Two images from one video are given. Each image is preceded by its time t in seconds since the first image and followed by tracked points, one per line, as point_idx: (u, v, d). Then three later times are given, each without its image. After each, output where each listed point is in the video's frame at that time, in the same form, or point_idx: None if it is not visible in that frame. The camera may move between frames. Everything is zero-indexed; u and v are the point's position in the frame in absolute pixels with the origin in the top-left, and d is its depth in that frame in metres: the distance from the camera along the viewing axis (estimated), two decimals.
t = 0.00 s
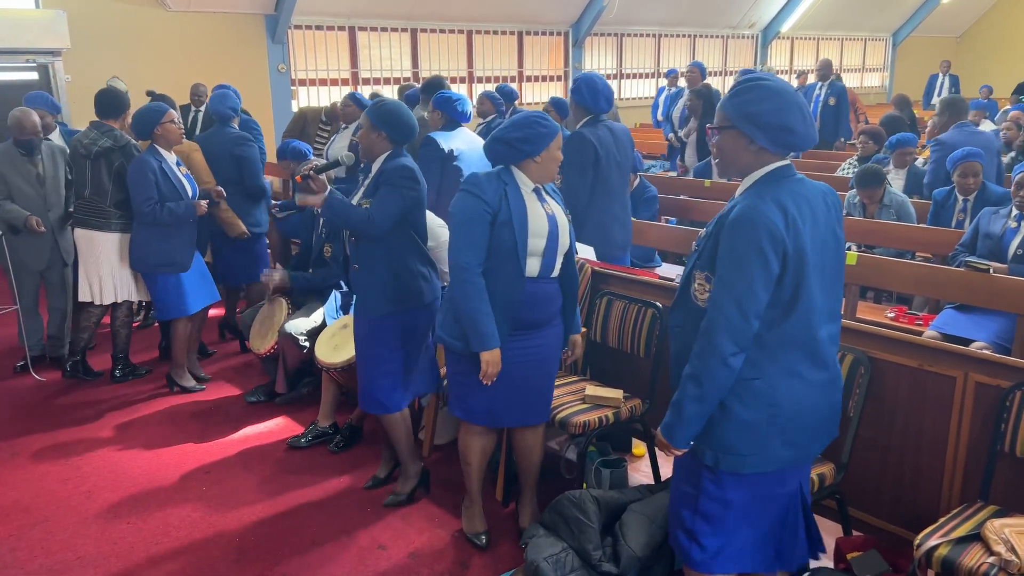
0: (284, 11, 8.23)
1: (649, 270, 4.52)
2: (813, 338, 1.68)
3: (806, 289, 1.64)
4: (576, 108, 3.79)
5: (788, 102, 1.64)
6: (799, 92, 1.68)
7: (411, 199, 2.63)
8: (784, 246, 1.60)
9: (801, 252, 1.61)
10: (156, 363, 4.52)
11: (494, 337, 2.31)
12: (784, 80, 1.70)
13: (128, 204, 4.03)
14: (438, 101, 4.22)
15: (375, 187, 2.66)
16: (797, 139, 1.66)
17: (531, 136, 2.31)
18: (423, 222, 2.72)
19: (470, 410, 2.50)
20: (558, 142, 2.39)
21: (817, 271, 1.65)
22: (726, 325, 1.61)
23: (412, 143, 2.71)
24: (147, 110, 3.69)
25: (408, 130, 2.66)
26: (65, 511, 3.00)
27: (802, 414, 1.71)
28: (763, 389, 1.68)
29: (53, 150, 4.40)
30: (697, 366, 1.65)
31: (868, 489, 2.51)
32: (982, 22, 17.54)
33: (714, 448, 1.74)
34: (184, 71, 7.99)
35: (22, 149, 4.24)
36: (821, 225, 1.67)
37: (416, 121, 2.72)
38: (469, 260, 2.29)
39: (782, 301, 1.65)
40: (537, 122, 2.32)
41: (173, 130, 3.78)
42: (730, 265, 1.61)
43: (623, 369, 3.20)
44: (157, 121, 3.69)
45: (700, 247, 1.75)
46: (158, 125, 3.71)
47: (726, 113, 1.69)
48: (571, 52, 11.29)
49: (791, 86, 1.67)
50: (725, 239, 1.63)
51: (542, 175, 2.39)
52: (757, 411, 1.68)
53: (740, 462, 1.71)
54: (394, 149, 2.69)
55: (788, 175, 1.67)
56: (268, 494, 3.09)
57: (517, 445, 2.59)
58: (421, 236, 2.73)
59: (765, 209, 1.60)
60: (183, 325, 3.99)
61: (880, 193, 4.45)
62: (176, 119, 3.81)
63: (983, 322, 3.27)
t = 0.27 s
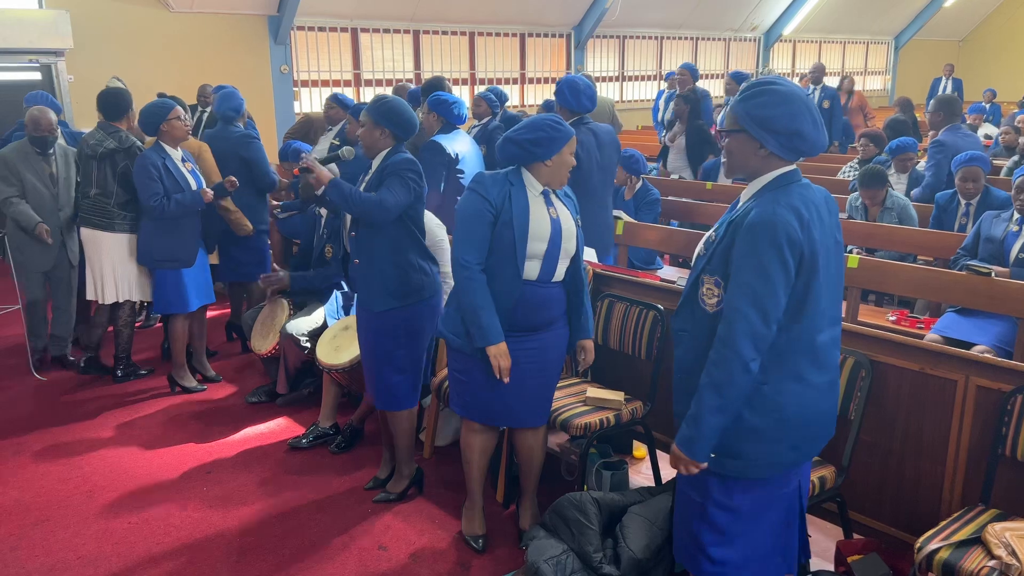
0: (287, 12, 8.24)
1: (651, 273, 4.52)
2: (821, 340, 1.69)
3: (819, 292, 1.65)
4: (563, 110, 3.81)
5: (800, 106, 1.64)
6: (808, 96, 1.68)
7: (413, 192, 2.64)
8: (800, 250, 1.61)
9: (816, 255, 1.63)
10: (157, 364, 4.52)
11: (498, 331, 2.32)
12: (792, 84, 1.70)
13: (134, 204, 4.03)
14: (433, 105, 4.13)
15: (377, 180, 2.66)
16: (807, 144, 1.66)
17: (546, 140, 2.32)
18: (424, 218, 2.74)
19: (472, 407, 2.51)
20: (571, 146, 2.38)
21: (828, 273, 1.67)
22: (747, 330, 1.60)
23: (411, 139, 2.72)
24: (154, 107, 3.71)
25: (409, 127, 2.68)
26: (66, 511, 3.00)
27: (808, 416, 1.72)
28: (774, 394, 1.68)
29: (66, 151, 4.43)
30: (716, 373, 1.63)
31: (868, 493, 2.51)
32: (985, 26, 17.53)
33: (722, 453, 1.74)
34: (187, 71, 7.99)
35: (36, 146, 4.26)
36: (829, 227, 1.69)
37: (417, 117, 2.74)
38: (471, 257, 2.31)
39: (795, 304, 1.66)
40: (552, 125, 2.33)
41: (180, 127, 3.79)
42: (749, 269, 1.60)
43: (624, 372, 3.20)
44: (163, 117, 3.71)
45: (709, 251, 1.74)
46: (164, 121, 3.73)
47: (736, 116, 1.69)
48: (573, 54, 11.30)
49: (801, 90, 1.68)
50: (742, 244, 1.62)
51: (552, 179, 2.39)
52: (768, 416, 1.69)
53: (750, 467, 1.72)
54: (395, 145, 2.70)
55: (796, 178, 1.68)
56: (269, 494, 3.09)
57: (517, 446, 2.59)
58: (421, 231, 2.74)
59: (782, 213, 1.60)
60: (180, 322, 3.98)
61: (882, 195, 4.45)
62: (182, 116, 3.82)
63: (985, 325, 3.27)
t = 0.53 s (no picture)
0: (291, 14, 8.25)
1: (654, 275, 4.53)
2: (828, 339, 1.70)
3: (827, 289, 1.66)
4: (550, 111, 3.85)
5: (794, 105, 1.65)
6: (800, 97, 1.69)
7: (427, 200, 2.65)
8: (809, 249, 1.61)
9: (823, 252, 1.63)
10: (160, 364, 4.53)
11: (481, 334, 2.33)
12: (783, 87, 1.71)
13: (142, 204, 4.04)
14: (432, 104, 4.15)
15: (389, 188, 2.66)
16: (804, 142, 1.66)
17: (553, 146, 2.31)
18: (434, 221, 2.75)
19: (472, 409, 2.51)
20: (578, 151, 2.38)
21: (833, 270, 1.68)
22: (765, 333, 1.59)
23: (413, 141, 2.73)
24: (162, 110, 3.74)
25: (408, 129, 2.68)
26: (69, 510, 3.00)
27: (819, 418, 1.72)
28: (789, 399, 1.67)
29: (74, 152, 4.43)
30: (738, 382, 1.62)
31: (872, 496, 2.50)
32: (988, 29, 17.52)
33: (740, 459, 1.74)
34: (190, 72, 8.01)
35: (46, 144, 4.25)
36: (829, 225, 1.70)
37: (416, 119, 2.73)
38: (468, 261, 2.32)
39: (805, 304, 1.66)
40: (557, 129, 2.32)
41: (187, 131, 3.81)
42: (762, 272, 1.59)
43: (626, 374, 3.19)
44: (172, 120, 3.74)
45: (714, 258, 1.73)
46: (173, 124, 3.75)
47: (730, 120, 1.69)
48: (576, 56, 11.30)
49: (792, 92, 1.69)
50: (751, 248, 1.62)
51: (557, 184, 2.39)
52: (783, 422, 1.68)
53: (774, 474, 1.71)
54: (400, 150, 2.70)
55: (794, 180, 1.69)
56: (272, 495, 3.09)
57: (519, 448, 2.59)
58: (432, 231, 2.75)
59: (789, 214, 1.60)
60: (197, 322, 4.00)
61: (886, 197, 4.45)
62: (190, 120, 3.83)
63: (988, 329, 3.27)
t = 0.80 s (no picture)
0: (295, 15, 8.27)
1: (656, 278, 4.53)
2: (826, 343, 1.70)
3: (823, 292, 1.66)
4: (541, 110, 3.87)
5: (771, 107, 1.65)
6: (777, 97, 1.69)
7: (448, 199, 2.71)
8: (804, 254, 1.61)
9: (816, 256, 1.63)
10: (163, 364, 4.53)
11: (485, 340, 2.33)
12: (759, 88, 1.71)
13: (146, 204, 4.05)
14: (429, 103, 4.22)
15: (409, 190, 2.69)
16: (786, 143, 1.66)
17: (540, 147, 2.32)
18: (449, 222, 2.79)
19: (473, 413, 2.51)
20: (565, 150, 2.38)
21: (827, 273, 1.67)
22: (766, 342, 1.59)
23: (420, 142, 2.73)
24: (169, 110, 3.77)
25: (415, 129, 2.67)
26: (73, 510, 3.01)
27: (821, 424, 1.72)
28: (792, 406, 1.67)
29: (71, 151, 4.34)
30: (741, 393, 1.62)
31: (874, 499, 2.50)
32: (992, 33, 17.51)
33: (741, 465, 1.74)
34: (194, 73, 8.02)
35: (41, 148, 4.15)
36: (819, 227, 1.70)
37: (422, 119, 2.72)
38: (464, 264, 2.32)
39: (802, 309, 1.65)
40: (542, 128, 2.33)
41: (193, 129, 3.84)
42: (759, 281, 1.59)
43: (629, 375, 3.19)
44: (179, 119, 3.76)
45: (707, 269, 1.72)
46: (180, 123, 3.78)
47: (709, 130, 1.69)
48: (580, 58, 11.31)
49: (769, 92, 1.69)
50: (746, 257, 1.61)
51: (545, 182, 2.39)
52: (786, 429, 1.68)
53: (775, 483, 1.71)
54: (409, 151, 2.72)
55: (779, 184, 1.69)
56: (274, 496, 3.10)
57: (522, 450, 2.59)
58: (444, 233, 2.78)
59: (781, 220, 1.60)
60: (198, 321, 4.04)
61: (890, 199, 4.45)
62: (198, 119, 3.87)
63: (990, 333, 3.27)
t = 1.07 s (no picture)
0: (298, 16, 8.27)
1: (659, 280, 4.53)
2: (818, 349, 1.69)
3: (813, 297, 1.64)
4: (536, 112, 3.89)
5: (741, 109, 1.64)
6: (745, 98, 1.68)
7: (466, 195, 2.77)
8: (794, 260, 1.59)
9: (806, 262, 1.61)
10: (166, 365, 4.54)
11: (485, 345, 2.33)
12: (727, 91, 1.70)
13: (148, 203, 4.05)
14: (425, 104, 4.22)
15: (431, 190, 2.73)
16: (763, 144, 1.66)
17: (524, 147, 2.32)
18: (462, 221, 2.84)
19: (473, 417, 2.51)
20: (548, 148, 2.40)
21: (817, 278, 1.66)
22: (757, 353, 1.57)
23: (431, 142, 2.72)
24: (172, 109, 3.77)
25: (429, 130, 2.67)
26: (75, 510, 3.01)
27: (822, 429, 1.72)
28: (790, 414, 1.67)
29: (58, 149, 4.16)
30: (731, 405, 1.61)
31: (877, 503, 2.50)
32: (995, 35, 17.48)
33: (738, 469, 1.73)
34: (197, 74, 8.02)
35: (28, 158, 3.97)
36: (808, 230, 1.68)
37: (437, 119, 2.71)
38: (457, 270, 2.32)
39: (793, 315, 1.64)
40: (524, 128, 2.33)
41: (196, 129, 3.83)
42: (749, 290, 1.57)
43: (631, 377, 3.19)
44: (182, 119, 3.76)
45: (696, 279, 1.71)
46: (183, 123, 3.78)
47: (682, 140, 1.69)
48: (583, 60, 11.31)
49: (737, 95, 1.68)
50: (735, 266, 1.60)
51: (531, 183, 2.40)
52: (785, 438, 1.67)
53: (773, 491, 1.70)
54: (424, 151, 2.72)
55: (760, 188, 1.68)
56: (276, 496, 3.10)
57: (524, 451, 2.59)
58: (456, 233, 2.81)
59: (769, 227, 1.58)
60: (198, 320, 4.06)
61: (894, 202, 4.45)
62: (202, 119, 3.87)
63: (994, 335, 3.26)
